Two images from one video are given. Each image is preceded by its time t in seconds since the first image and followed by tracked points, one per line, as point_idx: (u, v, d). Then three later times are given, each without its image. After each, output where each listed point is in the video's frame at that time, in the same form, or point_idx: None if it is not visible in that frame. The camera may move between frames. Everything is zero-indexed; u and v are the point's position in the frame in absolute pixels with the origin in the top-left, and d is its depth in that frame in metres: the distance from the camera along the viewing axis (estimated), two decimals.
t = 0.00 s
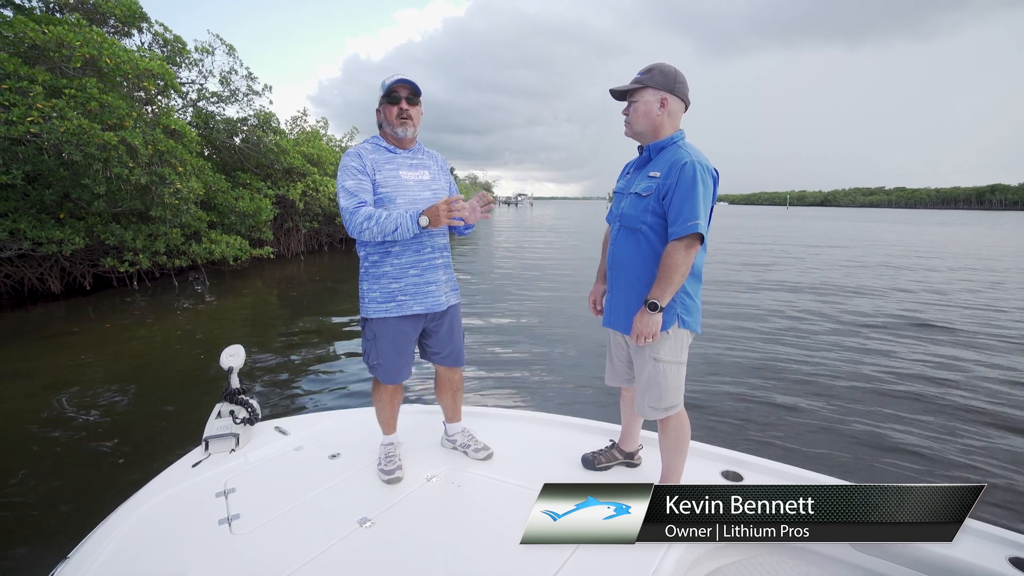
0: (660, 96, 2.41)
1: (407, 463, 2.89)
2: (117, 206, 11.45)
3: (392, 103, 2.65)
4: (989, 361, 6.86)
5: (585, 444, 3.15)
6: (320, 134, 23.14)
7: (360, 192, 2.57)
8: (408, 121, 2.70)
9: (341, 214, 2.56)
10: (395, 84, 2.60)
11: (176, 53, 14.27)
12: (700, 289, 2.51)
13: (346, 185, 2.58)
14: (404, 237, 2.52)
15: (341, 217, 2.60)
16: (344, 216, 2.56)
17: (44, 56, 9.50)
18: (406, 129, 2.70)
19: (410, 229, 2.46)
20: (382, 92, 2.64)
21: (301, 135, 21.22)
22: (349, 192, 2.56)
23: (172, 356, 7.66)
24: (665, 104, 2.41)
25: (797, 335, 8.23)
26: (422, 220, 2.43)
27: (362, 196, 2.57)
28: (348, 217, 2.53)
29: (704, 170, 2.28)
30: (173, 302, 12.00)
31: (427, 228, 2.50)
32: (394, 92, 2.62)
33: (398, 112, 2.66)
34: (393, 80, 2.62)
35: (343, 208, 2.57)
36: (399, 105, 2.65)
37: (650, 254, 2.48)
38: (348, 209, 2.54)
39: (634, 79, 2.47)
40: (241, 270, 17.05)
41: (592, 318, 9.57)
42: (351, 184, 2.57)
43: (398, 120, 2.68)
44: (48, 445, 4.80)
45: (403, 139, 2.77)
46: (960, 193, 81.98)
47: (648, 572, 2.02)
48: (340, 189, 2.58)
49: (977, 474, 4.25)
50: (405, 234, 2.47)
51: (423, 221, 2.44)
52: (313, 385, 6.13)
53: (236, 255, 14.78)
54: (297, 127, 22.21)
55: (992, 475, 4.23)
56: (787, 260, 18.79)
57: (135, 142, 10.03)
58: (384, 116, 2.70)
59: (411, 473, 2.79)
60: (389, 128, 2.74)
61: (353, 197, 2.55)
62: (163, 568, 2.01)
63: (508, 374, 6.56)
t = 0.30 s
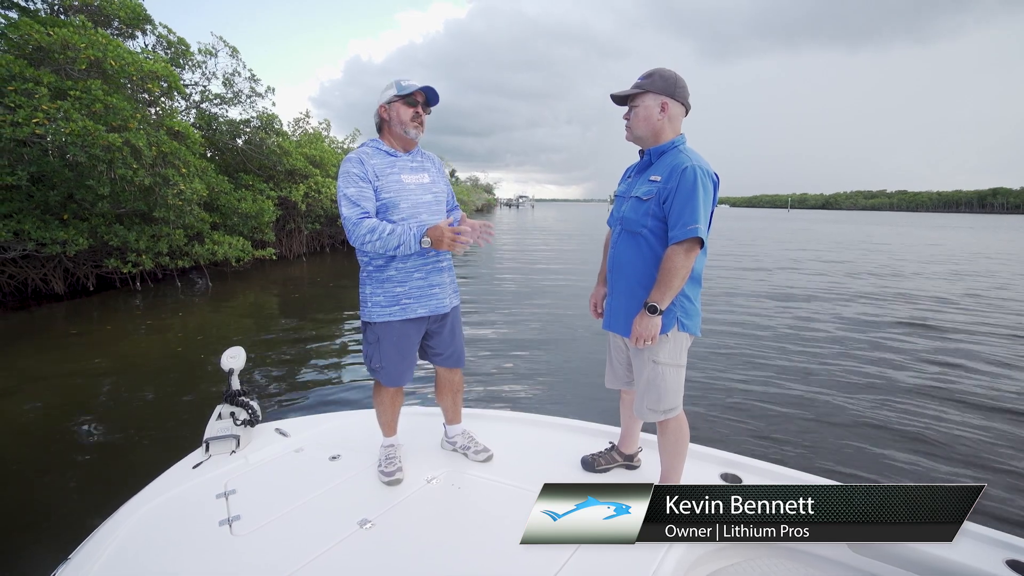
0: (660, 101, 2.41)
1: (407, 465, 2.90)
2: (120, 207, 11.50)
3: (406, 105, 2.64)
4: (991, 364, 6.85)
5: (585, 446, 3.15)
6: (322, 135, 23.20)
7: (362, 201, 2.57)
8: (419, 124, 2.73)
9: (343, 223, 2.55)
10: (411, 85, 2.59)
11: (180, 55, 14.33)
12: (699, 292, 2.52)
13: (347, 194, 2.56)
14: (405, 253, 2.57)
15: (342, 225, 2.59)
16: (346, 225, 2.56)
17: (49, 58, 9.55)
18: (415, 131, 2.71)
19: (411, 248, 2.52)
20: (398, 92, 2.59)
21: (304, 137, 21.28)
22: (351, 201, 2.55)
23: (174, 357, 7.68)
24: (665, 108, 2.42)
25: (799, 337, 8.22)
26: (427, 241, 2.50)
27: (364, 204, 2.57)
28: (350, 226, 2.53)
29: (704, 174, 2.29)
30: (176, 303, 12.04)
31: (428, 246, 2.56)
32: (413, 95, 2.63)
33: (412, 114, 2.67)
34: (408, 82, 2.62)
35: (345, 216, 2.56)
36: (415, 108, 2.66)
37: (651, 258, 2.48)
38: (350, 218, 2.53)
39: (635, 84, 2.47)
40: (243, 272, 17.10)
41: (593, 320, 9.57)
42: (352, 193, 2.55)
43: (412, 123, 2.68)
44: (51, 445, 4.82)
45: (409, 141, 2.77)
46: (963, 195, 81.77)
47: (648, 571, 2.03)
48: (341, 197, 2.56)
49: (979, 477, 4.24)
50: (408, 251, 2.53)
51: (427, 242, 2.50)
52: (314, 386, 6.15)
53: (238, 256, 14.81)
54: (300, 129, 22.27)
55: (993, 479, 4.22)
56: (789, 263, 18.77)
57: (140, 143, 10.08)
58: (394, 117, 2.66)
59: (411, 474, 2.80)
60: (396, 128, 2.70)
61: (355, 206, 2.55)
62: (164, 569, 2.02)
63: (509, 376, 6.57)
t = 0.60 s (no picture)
0: (662, 104, 2.41)
1: (407, 466, 2.90)
2: (124, 207, 11.55)
3: (407, 105, 2.65)
4: (993, 366, 6.83)
5: (585, 446, 3.16)
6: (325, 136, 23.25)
7: (374, 199, 2.54)
8: (420, 125, 2.75)
9: (356, 221, 2.51)
10: (412, 86, 2.60)
11: (182, 56, 14.39)
12: (699, 293, 2.52)
13: (358, 193, 2.53)
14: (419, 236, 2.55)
15: (353, 224, 2.56)
16: (358, 224, 2.52)
17: (53, 59, 9.62)
18: (416, 132, 2.73)
19: (426, 228, 2.50)
20: (398, 92, 2.59)
21: (306, 138, 21.34)
22: (363, 200, 2.52)
23: (176, 357, 7.70)
24: (665, 110, 2.42)
25: (801, 338, 8.21)
26: (437, 213, 2.51)
27: (376, 203, 2.54)
28: (364, 224, 2.48)
29: (704, 175, 2.29)
30: (178, 303, 12.08)
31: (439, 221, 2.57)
32: (414, 96, 2.64)
33: (413, 114, 2.68)
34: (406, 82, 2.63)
35: (357, 215, 2.53)
36: (416, 108, 2.68)
37: (653, 259, 2.48)
38: (363, 217, 2.49)
39: (635, 86, 2.48)
40: (245, 272, 17.15)
41: (594, 321, 9.57)
42: (363, 192, 2.53)
43: (413, 123, 2.70)
44: (53, 445, 4.84)
45: (409, 142, 2.78)
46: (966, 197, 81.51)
47: (648, 571, 2.03)
48: (352, 197, 2.53)
49: (981, 478, 4.23)
50: (422, 233, 2.51)
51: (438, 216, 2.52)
52: (316, 387, 6.17)
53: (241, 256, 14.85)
54: (302, 130, 22.34)
55: (995, 480, 4.21)
56: (791, 264, 18.75)
57: (143, 144, 10.13)
58: (394, 118, 2.66)
59: (411, 475, 2.80)
60: (397, 129, 2.70)
61: (366, 204, 2.52)
62: (164, 570, 2.03)
63: (509, 377, 6.57)
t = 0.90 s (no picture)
0: (660, 102, 2.41)
1: (407, 466, 2.90)
2: (127, 208, 11.59)
3: (405, 106, 2.65)
4: (997, 365, 6.81)
5: (585, 446, 3.15)
6: (327, 136, 23.31)
7: (374, 199, 2.55)
8: (419, 126, 2.75)
9: (357, 221, 2.51)
10: (411, 86, 2.60)
11: (185, 57, 14.43)
12: (698, 293, 2.52)
13: (358, 193, 2.54)
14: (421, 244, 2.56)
15: (353, 224, 2.56)
16: (360, 223, 2.52)
17: (58, 60, 9.66)
18: (416, 132, 2.73)
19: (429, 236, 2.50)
20: (397, 93, 2.59)
21: (308, 138, 21.38)
22: (364, 199, 2.53)
23: (178, 357, 7.72)
24: (664, 109, 2.42)
25: (803, 338, 8.19)
26: (441, 228, 2.50)
27: (377, 202, 2.55)
28: (367, 223, 2.48)
29: (703, 174, 2.29)
30: (181, 303, 12.11)
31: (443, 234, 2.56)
32: (412, 96, 2.64)
33: (412, 115, 2.69)
34: (403, 82, 2.63)
35: (358, 215, 2.53)
36: (414, 109, 2.68)
37: (651, 259, 2.48)
38: (366, 216, 2.50)
39: (635, 85, 2.47)
40: (248, 272, 17.18)
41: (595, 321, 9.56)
42: (363, 192, 2.54)
43: (412, 124, 2.70)
44: (55, 445, 4.85)
45: (408, 142, 2.78)
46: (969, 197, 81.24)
47: (648, 572, 2.02)
48: (354, 196, 2.54)
49: (984, 478, 4.21)
50: (425, 242, 2.52)
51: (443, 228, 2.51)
52: (317, 387, 6.18)
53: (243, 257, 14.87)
54: (304, 130, 22.38)
55: (999, 480, 4.19)
56: (793, 264, 18.72)
57: (146, 145, 10.17)
58: (393, 118, 2.67)
59: (411, 476, 2.81)
60: (396, 130, 2.71)
61: (367, 204, 2.52)
62: (164, 570, 2.03)
63: (509, 377, 6.57)
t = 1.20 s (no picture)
0: (660, 100, 2.40)
1: (406, 465, 2.90)
2: (131, 207, 11.63)
3: (409, 105, 2.64)
4: (1001, 364, 6.76)
5: (585, 446, 3.14)
6: (329, 136, 23.34)
7: (371, 199, 2.54)
8: (422, 125, 2.74)
9: (352, 220, 2.51)
10: (415, 86, 2.60)
11: (188, 57, 14.48)
12: (698, 291, 2.51)
13: (355, 192, 2.54)
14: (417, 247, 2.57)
15: (349, 223, 2.55)
16: (355, 222, 2.52)
17: (62, 60, 9.72)
18: (418, 132, 2.73)
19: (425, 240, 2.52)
20: (400, 92, 2.59)
21: (310, 138, 21.42)
22: (361, 199, 2.53)
23: (180, 356, 7.74)
24: (663, 107, 2.41)
25: (805, 337, 8.15)
26: (438, 233, 2.50)
27: (374, 202, 2.55)
28: (362, 223, 2.48)
29: (702, 172, 2.28)
30: (184, 302, 12.14)
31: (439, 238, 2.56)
32: (415, 95, 2.63)
33: (415, 114, 2.68)
34: (406, 81, 2.62)
35: (353, 214, 2.53)
36: (417, 108, 2.67)
37: (650, 257, 2.47)
38: (361, 215, 2.49)
39: (634, 83, 2.46)
40: (250, 271, 17.23)
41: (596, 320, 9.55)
42: (360, 192, 2.53)
43: (414, 123, 2.69)
44: (57, 444, 4.86)
45: (410, 141, 2.78)
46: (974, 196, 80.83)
47: (649, 572, 2.01)
48: (350, 195, 2.54)
49: (987, 478, 4.19)
50: (420, 245, 2.52)
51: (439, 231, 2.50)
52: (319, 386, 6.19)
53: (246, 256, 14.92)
54: (306, 130, 22.42)
55: (1003, 479, 4.17)
56: (796, 263, 18.66)
57: (150, 145, 10.22)
58: (396, 117, 2.66)
59: (410, 475, 2.80)
60: (399, 130, 2.70)
61: (364, 204, 2.52)
62: (162, 570, 2.03)
63: (509, 376, 6.57)
